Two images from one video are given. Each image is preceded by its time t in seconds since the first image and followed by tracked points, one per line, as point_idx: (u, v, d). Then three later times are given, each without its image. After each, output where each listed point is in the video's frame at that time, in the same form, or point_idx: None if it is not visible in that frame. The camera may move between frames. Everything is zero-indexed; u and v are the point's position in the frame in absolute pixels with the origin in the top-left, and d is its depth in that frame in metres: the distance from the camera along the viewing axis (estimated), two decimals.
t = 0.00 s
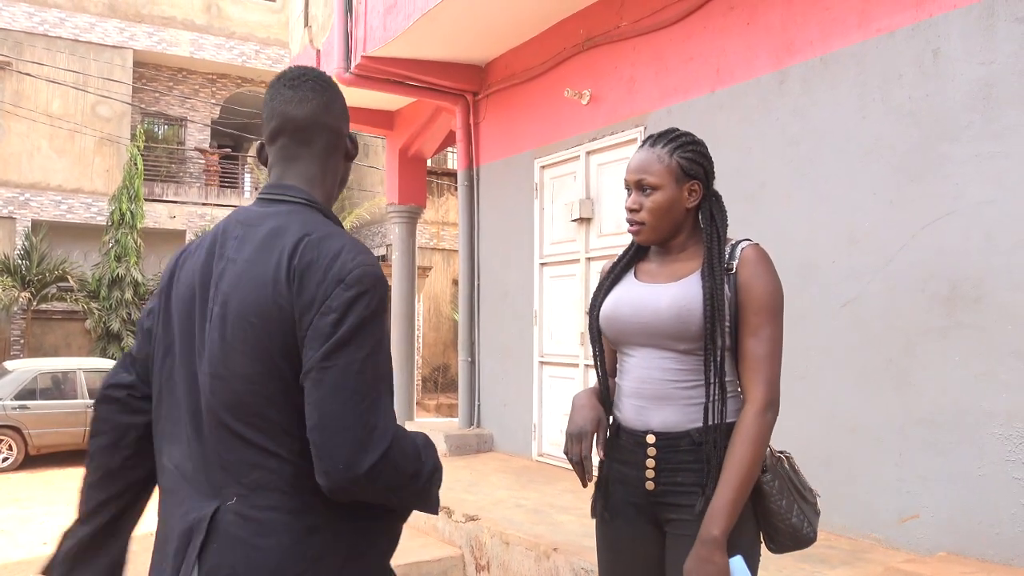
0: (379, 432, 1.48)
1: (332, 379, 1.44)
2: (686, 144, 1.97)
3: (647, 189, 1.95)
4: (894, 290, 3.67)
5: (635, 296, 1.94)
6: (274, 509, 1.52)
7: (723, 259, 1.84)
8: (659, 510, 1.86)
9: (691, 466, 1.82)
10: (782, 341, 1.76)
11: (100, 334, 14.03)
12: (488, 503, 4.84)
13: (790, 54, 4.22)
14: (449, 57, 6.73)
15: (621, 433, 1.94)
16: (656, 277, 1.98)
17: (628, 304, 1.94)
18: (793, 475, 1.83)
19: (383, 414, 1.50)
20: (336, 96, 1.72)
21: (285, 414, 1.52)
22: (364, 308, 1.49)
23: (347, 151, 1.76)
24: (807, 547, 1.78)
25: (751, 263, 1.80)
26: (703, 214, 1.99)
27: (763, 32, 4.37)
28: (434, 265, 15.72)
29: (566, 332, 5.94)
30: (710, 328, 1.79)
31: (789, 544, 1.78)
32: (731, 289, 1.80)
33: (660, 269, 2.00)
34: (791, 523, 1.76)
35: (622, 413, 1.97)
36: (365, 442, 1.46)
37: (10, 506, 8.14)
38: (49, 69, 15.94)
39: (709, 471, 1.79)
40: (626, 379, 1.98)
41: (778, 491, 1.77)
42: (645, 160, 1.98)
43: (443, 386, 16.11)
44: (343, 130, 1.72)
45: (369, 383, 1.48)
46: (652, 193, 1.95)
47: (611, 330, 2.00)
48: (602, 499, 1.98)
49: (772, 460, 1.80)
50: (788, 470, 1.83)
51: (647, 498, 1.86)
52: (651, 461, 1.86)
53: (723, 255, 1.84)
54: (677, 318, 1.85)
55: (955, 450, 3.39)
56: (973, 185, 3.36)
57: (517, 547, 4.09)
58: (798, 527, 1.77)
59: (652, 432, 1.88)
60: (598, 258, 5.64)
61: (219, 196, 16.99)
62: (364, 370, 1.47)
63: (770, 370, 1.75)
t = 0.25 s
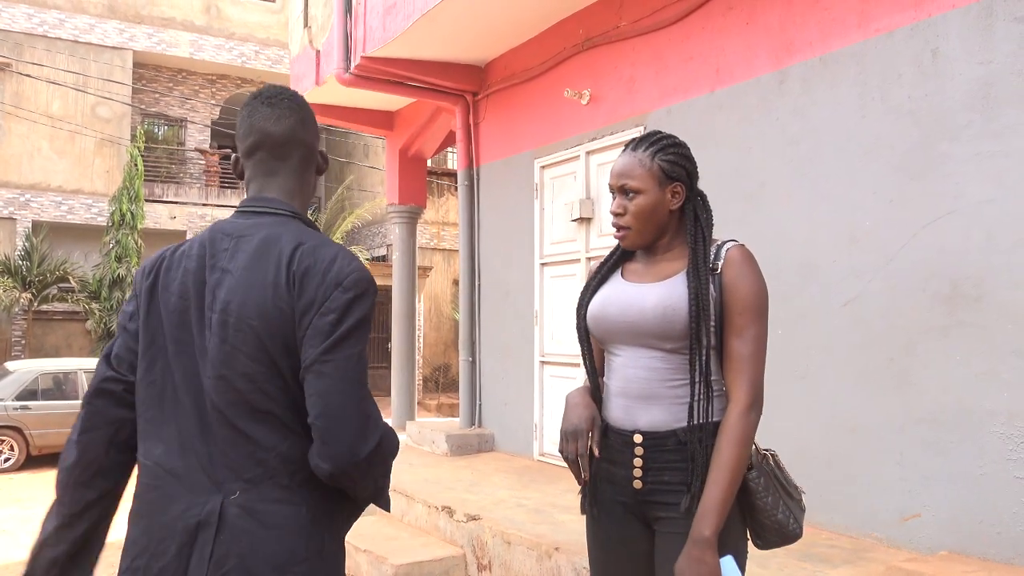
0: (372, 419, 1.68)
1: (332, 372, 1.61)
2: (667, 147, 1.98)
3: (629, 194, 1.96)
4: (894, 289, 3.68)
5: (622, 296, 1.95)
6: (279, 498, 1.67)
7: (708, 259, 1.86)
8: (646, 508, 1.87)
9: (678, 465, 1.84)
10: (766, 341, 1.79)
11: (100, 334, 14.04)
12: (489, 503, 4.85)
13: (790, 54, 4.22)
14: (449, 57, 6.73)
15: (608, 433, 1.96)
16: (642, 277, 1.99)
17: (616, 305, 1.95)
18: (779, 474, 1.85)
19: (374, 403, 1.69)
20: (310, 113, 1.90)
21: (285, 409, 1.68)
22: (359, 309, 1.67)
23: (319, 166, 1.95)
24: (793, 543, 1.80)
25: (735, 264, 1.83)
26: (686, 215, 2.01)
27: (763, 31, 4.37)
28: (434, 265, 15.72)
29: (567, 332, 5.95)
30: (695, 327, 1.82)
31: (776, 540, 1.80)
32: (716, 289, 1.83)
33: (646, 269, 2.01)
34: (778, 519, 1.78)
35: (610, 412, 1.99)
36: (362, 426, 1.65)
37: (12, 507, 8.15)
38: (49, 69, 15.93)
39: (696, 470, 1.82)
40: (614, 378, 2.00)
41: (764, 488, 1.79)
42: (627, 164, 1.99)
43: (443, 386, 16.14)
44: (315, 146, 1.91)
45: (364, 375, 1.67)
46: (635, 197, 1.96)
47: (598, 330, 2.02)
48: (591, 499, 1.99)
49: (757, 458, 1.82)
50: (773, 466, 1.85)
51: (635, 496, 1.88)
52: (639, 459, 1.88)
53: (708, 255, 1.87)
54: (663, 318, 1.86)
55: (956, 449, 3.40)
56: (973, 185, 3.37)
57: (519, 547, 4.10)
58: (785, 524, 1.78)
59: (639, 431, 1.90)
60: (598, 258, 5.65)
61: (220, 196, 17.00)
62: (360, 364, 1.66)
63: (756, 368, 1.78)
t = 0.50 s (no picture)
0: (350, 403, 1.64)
1: (310, 358, 1.60)
2: (646, 150, 1.98)
3: (613, 201, 1.98)
4: (899, 288, 3.67)
5: (618, 296, 1.95)
6: (274, 491, 1.69)
7: (704, 259, 1.86)
8: (643, 506, 1.87)
9: (673, 463, 1.84)
10: (763, 341, 1.79)
11: (105, 331, 14.06)
12: (493, 500, 4.85)
13: (795, 51, 4.21)
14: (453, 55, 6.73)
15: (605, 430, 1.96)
16: (636, 278, 2.01)
17: (613, 304, 1.94)
18: (776, 473, 1.84)
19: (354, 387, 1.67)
20: (290, 128, 1.90)
21: (274, 401, 1.68)
22: (338, 297, 1.66)
23: (287, 166, 1.90)
24: (788, 542, 1.79)
25: (732, 264, 1.82)
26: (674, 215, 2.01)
27: (768, 29, 4.36)
28: (439, 263, 15.71)
29: (571, 330, 5.94)
30: (692, 326, 1.81)
31: (771, 539, 1.78)
32: (713, 289, 1.82)
33: (639, 271, 2.02)
34: (773, 517, 1.77)
35: (607, 410, 1.99)
36: (339, 411, 1.62)
37: (17, 503, 8.18)
38: (55, 67, 15.97)
39: (691, 468, 1.81)
40: (612, 376, 2.00)
41: (759, 486, 1.78)
42: (609, 170, 2.00)
43: (448, 384, 16.15)
44: (275, 148, 1.87)
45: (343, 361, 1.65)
46: (619, 204, 1.97)
47: (596, 329, 2.02)
48: (590, 496, 2.00)
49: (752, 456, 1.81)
50: (769, 465, 1.84)
51: (632, 494, 1.88)
52: (633, 457, 1.87)
53: (704, 255, 1.86)
54: (659, 318, 1.86)
55: (961, 448, 3.39)
56: (979, 183, 3.36)
57: (522, 544, 4.10)
58: (779, 522, 1.77)
59: (634, 429, 1.89)
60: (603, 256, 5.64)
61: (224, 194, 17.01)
62: (340, 349, 1.64)
63: (753, 367, 1.77)
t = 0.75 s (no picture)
0: (286, 399, 1.59)
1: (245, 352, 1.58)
2: (635, 154, 1.99)
3: (604, 204, 1.99)
4: (903, 288, 3.67)
5: (614, 297, 1.96)
6: (239, 484, 1.70)
7: (702, 262, 1.87)
8: (643, 507, 1.88)
9: (672, 464, 1.84)
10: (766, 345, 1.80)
11: (109, 330, 14.09)
12: (495, 500, 4.85)
13: (799, 51, 4.20)
14: (457, 55, 6.73)
15: (606, 431, 1.96)
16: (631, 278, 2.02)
17: (610, 306, 1.95)
18: (775, 475, 1.85)
19: (295, 382, 1.61)
20: (263, 131, 1.88)
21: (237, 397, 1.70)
22: (272, 290, 1.62)
23: (263, 168, 1.89)
24: (787, 541, 1.81)
25: (730, 266, 1.82)
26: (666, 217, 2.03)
27: (771, 29, 4.36)
28: (442, 263, 15.72)
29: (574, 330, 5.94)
30: (687, 328, 1.83)
31: (770, 539, 1.80)
32: (712, 291, 1.83)
33: (634, 271, 2.04)
34: (771, 518, 1.79)
35: (606, 412, 2.01)
36: (272, 408, 1.58)
37: (20, 501, 8.20)
38: (59, 66, 16.00)
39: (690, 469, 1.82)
40: (610, 377, 2.01)
41: (758, 487, 1.79)
42: (600, 174, 2.01)
43: (450, 383, 16.16)
44: (249, 151, 1.89)
45: (280, 354, 1.60)
46: (610, 208, 1.99)
47: (595, 329, 2.03)
48: (590, 496, 2.00)
49: (752, 457, 1.83)
50: (770, 464, 1.86)
51: (631, 494, 1.88)
52: (633, 458, 1.88)
53: (702, 259, 1.87)
54: (655, 319, 1.86)
55: (964, 449, 3.38)
56: (983, 183, 3.35)
57: (525, 544, 4.10)
58: (778, 522, 1.79)
59: (633, 431, 1.90)
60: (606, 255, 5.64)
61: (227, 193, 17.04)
62: (273, 343, 1.60)
63: (753, 369, 1.78)
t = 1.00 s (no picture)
0: (182, 404, 1.54)
1: (155, 352, 1.59)
2: (634, 156, 2.00)
3: (604, 206, 2.00)
4: (902, 288, 3.67)
5: (613, 297, 1.98)
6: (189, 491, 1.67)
7: (701, 261, 1.90)
8: (643, 506, 1.88)
9: (671, 463, 1.84)
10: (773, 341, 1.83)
11: (109, 331, 14.08)
12: (495, 500, 4.85)
13: (798, 51, 4.20)
14: (456, 55, 6.73)
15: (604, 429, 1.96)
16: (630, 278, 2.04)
17: (609, 305, 1.97)
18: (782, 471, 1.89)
19: (199, 387, 1.56)
20: (247, 127, 1.84)
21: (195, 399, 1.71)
22: (182, 290, 1.59)
23: (245, 167, 1.85)
24: (792, 536, 1.85)
25: (730, 265, 1.85)
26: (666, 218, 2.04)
27: (771, 28, 4.36)
28: (441, 263, 15.72)
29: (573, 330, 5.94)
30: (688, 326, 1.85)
31: (776, 534, 1.84)
32: (712, 288, 1.86)
33: (633, 272, 2.06)
34: (779, 512, 1.83)
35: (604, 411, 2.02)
36: (166, 411, 1.55)
37: (20, 502, 8.19)
38: (59, 67, 16.00)
39: (689, 468, 1.82)
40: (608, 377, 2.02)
41: (769, 481, 1.83)
42: (599, 176, 2.02)
43: (450, 383, 16.17)
44: (233, 150, 1.86)
45: (184, 356, 1.57)
46: (610, 210, 1.99)
47: (594, 329, 2.04)
48: (592, 495, 2.00)
49: (763, 453, 1.87)
50: (773, 461, 1.88)
51: (632, 493, 1.89)
52: (632, 457, 1.88)
53: (701, 258, 1.90)
54: (655, 317, 1.88)
55: (964, 448, 3.38)
56: (983, 183, 3.35)
57: (525, 544, 4.09)
58: (784, 518, 1.83)
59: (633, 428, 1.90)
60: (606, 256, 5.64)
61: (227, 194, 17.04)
62: (175, 345, 1.57)
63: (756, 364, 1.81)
